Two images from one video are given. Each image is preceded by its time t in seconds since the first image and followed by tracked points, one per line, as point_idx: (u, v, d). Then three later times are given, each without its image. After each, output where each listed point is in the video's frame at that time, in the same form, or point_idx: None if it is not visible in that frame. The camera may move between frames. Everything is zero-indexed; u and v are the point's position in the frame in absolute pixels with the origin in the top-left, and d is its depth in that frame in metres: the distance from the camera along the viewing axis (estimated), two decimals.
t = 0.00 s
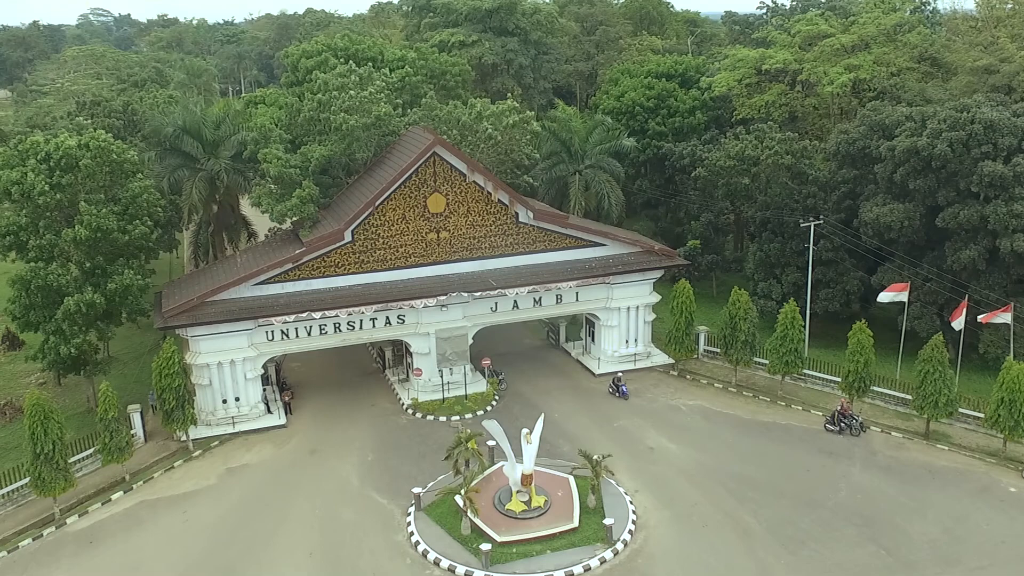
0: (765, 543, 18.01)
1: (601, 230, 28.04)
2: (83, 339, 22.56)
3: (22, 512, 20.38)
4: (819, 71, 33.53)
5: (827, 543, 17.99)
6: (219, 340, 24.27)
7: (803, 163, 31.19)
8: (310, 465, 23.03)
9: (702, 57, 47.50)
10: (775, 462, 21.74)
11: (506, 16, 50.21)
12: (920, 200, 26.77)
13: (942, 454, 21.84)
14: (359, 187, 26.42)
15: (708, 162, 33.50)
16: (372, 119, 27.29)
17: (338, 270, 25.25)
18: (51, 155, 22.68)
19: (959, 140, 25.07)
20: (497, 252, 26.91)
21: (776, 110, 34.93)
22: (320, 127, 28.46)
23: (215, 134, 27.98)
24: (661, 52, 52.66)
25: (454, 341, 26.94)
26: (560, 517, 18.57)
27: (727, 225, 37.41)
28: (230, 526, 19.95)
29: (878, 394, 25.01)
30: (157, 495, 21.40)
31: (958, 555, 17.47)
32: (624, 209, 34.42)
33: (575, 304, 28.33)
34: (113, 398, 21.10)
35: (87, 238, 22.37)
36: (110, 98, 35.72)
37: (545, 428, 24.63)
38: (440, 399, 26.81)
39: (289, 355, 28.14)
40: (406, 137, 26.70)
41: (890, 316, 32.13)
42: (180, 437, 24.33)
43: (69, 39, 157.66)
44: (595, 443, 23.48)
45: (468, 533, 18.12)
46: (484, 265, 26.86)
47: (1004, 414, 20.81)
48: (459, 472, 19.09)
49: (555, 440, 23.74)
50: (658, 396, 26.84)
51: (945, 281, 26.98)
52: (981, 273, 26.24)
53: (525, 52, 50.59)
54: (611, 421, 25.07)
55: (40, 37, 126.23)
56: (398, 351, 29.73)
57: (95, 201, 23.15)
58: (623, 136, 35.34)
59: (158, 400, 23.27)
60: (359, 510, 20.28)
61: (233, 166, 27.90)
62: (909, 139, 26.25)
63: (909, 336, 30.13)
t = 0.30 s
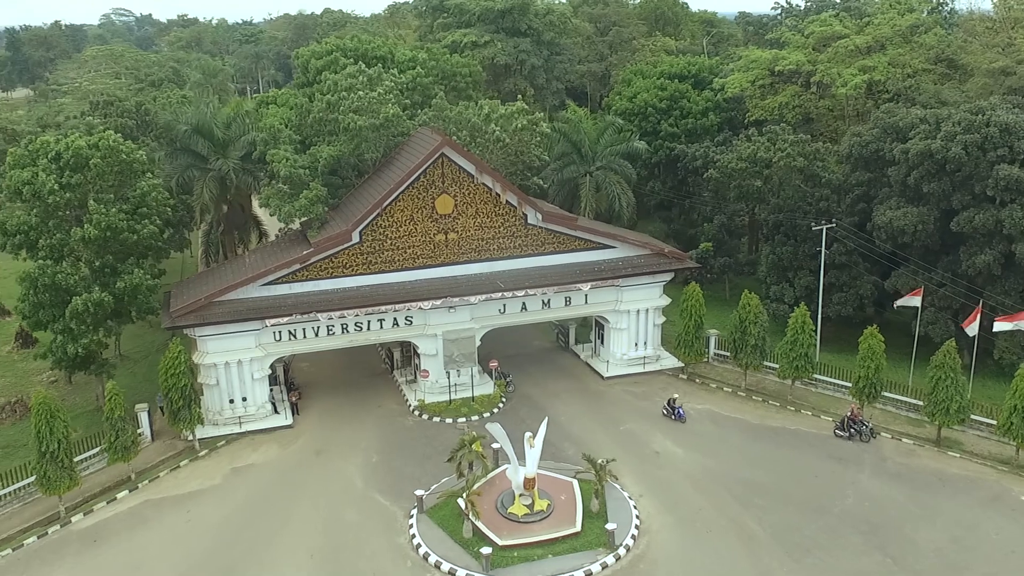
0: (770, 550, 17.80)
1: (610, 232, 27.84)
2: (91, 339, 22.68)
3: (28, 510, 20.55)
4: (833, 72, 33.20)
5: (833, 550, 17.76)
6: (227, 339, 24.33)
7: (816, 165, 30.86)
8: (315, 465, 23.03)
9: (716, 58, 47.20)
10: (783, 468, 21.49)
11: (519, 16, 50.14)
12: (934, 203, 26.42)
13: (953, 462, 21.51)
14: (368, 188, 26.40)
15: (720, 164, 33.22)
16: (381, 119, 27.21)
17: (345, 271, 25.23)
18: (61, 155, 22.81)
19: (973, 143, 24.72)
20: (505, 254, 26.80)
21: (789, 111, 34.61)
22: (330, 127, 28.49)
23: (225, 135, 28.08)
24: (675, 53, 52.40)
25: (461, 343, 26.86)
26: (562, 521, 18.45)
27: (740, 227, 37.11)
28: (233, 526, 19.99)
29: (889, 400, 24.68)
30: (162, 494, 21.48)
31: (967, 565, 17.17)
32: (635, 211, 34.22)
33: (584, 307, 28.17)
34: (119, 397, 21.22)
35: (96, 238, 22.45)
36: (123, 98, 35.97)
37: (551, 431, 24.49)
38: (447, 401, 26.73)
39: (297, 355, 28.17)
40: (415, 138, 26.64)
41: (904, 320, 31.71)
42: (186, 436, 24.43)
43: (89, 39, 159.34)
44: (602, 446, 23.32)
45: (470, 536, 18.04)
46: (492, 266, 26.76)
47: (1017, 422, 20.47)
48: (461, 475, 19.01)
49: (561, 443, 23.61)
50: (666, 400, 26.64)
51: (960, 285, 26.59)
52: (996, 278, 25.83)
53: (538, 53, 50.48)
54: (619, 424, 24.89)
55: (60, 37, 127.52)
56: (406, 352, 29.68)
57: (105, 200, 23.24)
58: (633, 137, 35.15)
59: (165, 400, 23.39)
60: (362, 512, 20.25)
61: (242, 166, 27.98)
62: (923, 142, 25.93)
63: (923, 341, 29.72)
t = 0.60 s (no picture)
0: (774, 558, 17.57)
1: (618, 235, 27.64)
2: (98, 339, 22.75)
3: (34, 509, 20.68)
4: (847, 74, 32.81)
5: (838, 559, 17.50)
6: (233, 340, 24.38)
7: (828, 168, 30.50)
8: (319, 467, 23.03)
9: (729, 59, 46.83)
10: (790, 474, 21.23)
11: (531, 17, 50.00)
12: (947, 207, 26.02)
13: (964, 470, 21.16)
14: (375, 190, 26.36)
15: (731, 167, 32.91)
16: (388, 121, 27.15)
17: (352, 273, 25.20)
18: (69, 155, 22.92)
19: (987, 147, 24.33)
20: (513, 256, 26.67)
21: (802, 113, 34.23)
22: (338, 129, 28.48)
23: (234, 136, 28.15)
24: (689, 54, 52.06)
25: (467, 345, 26.77)
26: (564, 527, 18.31)
27: (752, 230, 36.77)
28: (235, 527, 20.00)
29: (900, 407, 24.31)
30: (166, 494, 21.55)
31: None
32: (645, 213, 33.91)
33: (591, 310, 27.99)
34: (124, 397, 21.32)
35: (104, 238, 22.53)
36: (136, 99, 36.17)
37: (557, 435, 24.34)
38: (453, 403, 26.66)
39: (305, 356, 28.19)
40: (423, 140, 26.57)
41: (918, 325, 31.26)
42: (192, 436, 24.52)
43: (111, 39, 161.20)
44: (607, 451, 23.14)
45: (470, 540, 17.94)
46: (499, 269, 26.63)
47: None
48: (463, 478, 18.92)
49: (566, 447, 23.45)
50: (673, 404, 26.41)
51: (974, 290, 26.17)
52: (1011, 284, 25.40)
53: (551, 54, 50.31)
54: (625, 428, 24.71)
55: (82, 36, 128.78)
56: (414, 354, 29.63)
57: (113, 201, 23.30)
58: (644, 139, 34.91)
59: (170, 400, 23.48)
60: (364, 514, 20.21)
61: (250, 168, 28.06)
62: (936, 145, 25.58)
63: (936, 346, 29.28)
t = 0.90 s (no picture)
0: (774, 565, 17.38)
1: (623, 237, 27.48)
2: (102, 338, 22.78)
3: (37, 507, 20.80)
4: (857, 75, 32.47)
5: (840, 567, 17.28)
6: (236, 340, 24.42)
7: (836, 170, 30.20)
8: (320, 467, 23.02)
9: (740, 60, 46.52)
10: (794, 480, 21.01)
11: (541, 17, 49.89)
12: (957, 210, 25.69)
13: (970, 477, 20.86)
14: (379, 190, 26.34)
15: (739, 169, 32.66)
16: (393, 122, 27.12)
17: (355, 274, 25.19)
18: (74, 154, 23.02)
19: (997, 149, 24.00)
20: (517, 258, 26.58)
21: (811, 115, 33.92)
22: (343, 130, 28.47)
23: (240, 136, 28.23)
24: (699, 55, 51.78)
25: (470, 347, 26.70)
26: (563, 531, 18.19)
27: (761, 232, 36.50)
28: (236, 527, 20.01)
29: (907, 412, 24.03)
30: (167, 493, 21.60)
31: None
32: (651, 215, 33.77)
33: (596, 312, 27.87)
34: (127, 397, 21.40)
35: (109, 238, 22.60)
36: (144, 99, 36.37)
37: (559, 437, 24.23)
38: (456, 404, 26.61)
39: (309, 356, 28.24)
40: (427, 140, 26.51)
41: (927, 329, 30.90)
42: (195, 436, 24.59)
43: (127, 38, 162.41)
44: (609, 454, 22.99)
45: (469, 544, 17.85)
46: (504, 270, 26.55)
47: None
48: (462, 481, 18.83)
49: (568, 449, 23.33)
50: (677, 408, 26.24)
51: (984, 295, 25.82)
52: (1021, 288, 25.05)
53: (560, 55, 50.16)
54: (628, 431, 24.56)
55: (99, 37, 129.80)
56: (418, 355, 29.60)
57: (118, 201, 23.38)
58: (651, 141, 34.73)
59: (173, 400, 23.56)
60: (364, 516, 20.17)
61: (255, 168, 28.13)
62: (945, 147, 25.26)
63: (946, 351, 28.94)
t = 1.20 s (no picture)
0: (768, 570, 17.25)
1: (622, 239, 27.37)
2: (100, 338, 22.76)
3: (33, 506, 20.81)
4: (860, 76, 32.20)
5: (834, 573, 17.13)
6: (233, 341, 24.43)
7: (838, 172, 29.98)
8: (316, 469, 23.00)
9: (744, 61, 46.29)
10: (790, 484, 20.86)
11: (544, 18, 49.84)
12: (959, 213, 25.45)
13: (969, 483, 20.66)
14: (377, 192, 26.32)
15: (740, 170, 32.47)
16: (391, 123, 27.06)
17: (352, 275, 25.17)
18: (72, 155, 23.07)
19: (999, 151, 23.77)
20: (515, 260, 26.51)
21: (813, 116, 33.62)
22: (342, 131, 28.44)
23: (239, 137, 28.28)
24: (704, 56, 51.56)
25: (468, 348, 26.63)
26: (555, 534, 18.11)
27: (763, 234, 36.31)
28: (229, 528, 19.99)
29: (906, 416, 23.83)
30: (163, 494, 21.60)
31: None
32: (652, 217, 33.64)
33: (595, 314, 27.77)
34: (123, 397, 21.42)
35: (106, 238, 22.61)
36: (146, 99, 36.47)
37: (555, 440, 24.14)
38: (453, 406, 26.58)
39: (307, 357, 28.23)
40: (425, 142, 26.47)
41: (930, 332, 30.66)
42: (192, 436, 24.62)
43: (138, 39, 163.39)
44: (605, 457, 22.88)
45: (460, 546, 17.78)
46: (501, 272, 26.49)
47: None
48: (455, 483, 18.77)
49: (564, 452, 23.23)
50: (676, 410, 26.12)
51: (985, 299, 25.57)
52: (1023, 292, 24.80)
53: (563, 55, 50.05)
54: (625, 434, 24.45)
55: (110, 36, 130.33)
56: (417, 356, 29.57)
57: (115, 201, 23.41)
58: (652, 142, 34.61)
59: (170, 400, 23.58)
60: (357, 517, 20.13)
61: (253, 169, 28.24)
62: (947, 149, 25.05)
63: (948, 354, 28.71)
